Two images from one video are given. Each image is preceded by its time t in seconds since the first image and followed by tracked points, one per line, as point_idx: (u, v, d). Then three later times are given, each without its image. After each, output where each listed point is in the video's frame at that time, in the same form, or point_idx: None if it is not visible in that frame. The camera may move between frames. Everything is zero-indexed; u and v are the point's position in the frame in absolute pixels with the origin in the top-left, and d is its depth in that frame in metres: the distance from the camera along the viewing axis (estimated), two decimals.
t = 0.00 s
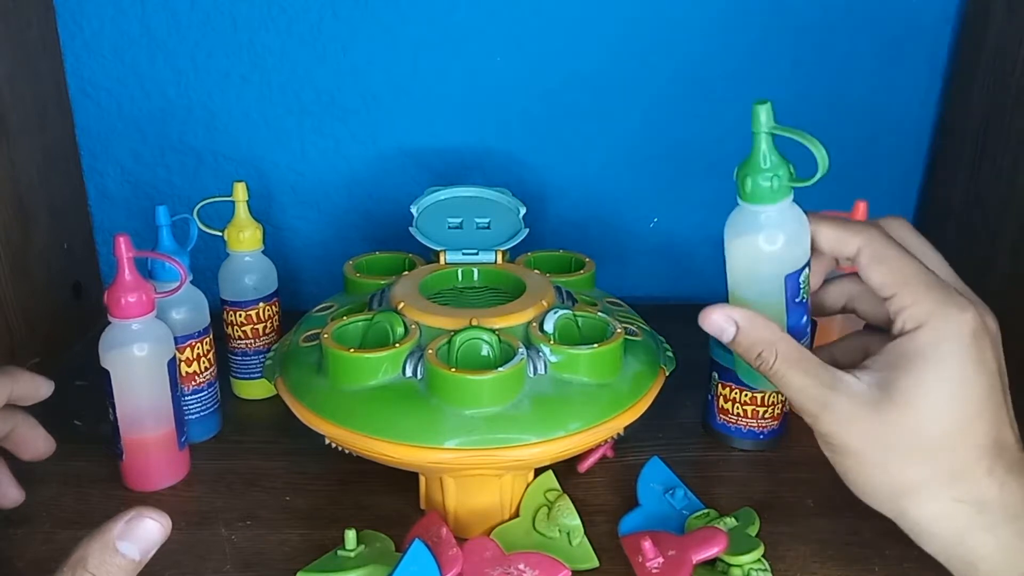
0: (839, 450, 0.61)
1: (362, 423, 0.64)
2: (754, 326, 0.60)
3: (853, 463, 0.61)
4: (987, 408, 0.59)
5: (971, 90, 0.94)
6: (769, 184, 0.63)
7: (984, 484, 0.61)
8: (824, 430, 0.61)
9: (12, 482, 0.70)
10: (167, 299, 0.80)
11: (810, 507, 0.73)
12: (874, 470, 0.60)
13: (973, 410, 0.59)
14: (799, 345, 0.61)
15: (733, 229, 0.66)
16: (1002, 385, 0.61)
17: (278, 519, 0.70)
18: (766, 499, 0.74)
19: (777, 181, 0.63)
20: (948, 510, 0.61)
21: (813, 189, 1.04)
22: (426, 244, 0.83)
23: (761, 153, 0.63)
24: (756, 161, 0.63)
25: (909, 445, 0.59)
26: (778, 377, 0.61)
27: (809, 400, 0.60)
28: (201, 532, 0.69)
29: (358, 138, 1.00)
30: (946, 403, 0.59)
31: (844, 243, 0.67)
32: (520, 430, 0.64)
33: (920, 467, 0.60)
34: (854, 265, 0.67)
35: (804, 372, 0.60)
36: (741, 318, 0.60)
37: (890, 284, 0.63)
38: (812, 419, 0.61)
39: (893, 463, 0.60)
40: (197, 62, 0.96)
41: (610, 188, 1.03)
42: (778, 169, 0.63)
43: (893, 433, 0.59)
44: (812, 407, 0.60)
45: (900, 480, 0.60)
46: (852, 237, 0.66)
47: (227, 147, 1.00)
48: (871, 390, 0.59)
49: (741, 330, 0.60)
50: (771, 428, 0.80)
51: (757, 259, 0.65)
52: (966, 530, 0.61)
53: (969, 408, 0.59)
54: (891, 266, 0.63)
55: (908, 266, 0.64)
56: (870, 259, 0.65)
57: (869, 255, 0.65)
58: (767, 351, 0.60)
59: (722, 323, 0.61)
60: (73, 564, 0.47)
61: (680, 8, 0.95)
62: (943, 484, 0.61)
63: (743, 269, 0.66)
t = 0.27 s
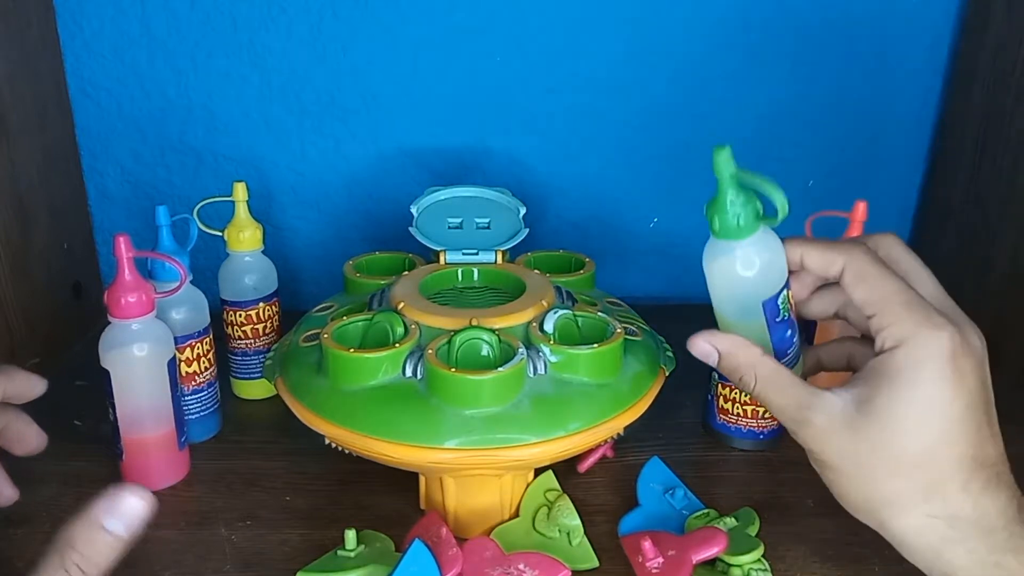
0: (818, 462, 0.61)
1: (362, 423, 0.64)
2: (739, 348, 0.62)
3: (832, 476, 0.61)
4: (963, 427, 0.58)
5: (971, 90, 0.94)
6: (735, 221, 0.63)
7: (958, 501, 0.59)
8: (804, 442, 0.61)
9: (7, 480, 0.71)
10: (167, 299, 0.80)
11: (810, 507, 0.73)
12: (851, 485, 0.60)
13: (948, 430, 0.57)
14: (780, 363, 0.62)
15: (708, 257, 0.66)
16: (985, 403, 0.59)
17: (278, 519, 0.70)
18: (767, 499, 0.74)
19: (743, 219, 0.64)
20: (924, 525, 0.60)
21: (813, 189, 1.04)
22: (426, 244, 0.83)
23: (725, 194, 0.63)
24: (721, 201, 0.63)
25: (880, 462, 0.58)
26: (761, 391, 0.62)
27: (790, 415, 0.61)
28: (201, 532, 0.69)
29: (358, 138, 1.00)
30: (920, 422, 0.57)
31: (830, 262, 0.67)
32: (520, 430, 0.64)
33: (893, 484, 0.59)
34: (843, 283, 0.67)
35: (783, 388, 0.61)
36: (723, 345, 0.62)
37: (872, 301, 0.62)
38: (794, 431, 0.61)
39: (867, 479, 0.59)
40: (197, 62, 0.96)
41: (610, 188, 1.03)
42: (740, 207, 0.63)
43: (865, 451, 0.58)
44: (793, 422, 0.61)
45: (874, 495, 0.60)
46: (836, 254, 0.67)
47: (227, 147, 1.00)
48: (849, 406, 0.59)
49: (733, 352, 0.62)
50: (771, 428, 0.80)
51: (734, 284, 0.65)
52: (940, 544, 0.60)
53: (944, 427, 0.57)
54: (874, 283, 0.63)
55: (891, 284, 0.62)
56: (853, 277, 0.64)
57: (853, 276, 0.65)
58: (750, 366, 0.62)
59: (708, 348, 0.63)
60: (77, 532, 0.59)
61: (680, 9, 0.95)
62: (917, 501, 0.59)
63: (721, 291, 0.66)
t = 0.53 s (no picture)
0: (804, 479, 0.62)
1: (363, 423, 0.64)
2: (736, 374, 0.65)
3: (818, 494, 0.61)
4: (940, 446, 0.56)
5: (971, 91, 0.94)
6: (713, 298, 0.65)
7: (945, 521, 0.57)
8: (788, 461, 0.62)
9: None
10: (167, 299, 0.80)
11: (810, 507, 0.73)
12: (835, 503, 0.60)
13: (923, 450, 0.56)
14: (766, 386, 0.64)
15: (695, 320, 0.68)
16: (969, 422, 0.57)
17: (278, 519, 0.70)
18: (766, 499, 0.74)
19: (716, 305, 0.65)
20: (913, 544, 0.59)
21: (814, 189, 1.04)
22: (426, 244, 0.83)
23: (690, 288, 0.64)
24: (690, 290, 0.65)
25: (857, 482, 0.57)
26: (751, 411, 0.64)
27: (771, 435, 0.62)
28: (201, 532, 0.69)
29: (358, 138, 1.00)
30: (894, 442, 0.56)
31: (824, 279, 0.64)
32: (520, 430, 0.64)
33: (873, 505, 0.58)
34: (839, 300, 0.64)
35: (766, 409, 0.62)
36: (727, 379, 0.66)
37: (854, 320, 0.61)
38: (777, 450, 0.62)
39: (846, 498, 0.59)
40: (197, 62, 0.96)
41: (610, 188, 1.03)
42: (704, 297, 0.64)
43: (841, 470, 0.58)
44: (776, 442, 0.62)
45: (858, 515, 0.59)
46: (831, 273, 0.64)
47: (228, 147, 1.00)
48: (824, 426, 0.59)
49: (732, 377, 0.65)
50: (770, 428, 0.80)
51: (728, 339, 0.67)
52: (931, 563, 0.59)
53: (919, 448, 0.56)
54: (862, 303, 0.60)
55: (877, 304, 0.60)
56: (845, 295, 0.62)
57: (849, 290, 0.62)
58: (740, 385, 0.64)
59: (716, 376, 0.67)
60: None
61: (680, 9, 0.95)
62: (901, 521, 0.58)
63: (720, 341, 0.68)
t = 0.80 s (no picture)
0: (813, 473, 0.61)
1: (363, 423, 0.64)
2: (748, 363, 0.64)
3: (828, 488, 0.60)
4: (958, 442, 0.56)
5: (971, 91, 0.94)
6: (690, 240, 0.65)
7: (956, 515, 0.58)
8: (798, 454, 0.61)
9: None
10: (167, 299, 0.80)
11: (810, 507, 0.73)
12: (847, 496, 0.59)
13: (942, 445, 0.56)
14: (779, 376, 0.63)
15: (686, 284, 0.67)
16: (984, 417, 0.57)
17: (278, 519, 0.70)
18: (766, 499, 0.74)
19: (701, 241, 0.65)
20: (920, 537, 0.59)
21: (814, 189, 1.04)
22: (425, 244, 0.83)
23: (671, 224, 0.64)
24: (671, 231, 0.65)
25: (871, 475, 0.57)
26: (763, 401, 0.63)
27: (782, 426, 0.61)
28: (201, 532, 0.69)
29: (358, 138, 1.00)
30: (914, 436, 0.56)
31: (832, 278, 0.68)
32: (520, 430, 0.64)
33: (887, 497, 0.57)
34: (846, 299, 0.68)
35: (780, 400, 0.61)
36: (733, 356, 0.65)
37: (871, 316, 0.62)
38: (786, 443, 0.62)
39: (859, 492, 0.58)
40: (197, 62, 0.96)
41: (610, 188, 1.03)
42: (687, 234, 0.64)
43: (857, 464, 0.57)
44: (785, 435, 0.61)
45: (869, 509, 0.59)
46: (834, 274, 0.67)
47: (228, 148, 1.00)
48: (843, 418, 0.58)
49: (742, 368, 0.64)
50: (770, 428, 0.80)
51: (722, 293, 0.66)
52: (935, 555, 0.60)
53: (939, 442, 0.56)
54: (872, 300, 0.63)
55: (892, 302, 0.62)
56: (855, 292, 0.65)
57: (853, 288, 0.66)
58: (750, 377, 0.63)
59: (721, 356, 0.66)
60: None
61: (680, 9, 0.95)
62: (912, 514, 0.58)
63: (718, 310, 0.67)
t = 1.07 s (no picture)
0: (819, 484, 0.60)
1: (363, 423, 0.64)
2: (753, 374, 0.62)
3: (834, 496, 0.60)
4: (963, 440, 0.58)
5: (971, 90, 0.94)
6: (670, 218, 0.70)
7: (963, 514, 0.59)
8: (804, 465, 0.60)
9: None
10: (167, 299, 0.80)
11: (810, 507, 0.73)
12: (854, 503, 0.59)
13: (948, 444, 0.57)
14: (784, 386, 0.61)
15: (679, 281, 0.72)
16: (983, 415, 0.59)
17: (278, 519, 0.70)
18: (766, 499, 0.74)
19: (676, 214, 0.70)
20: (928, 541, 0.60)
21: (814, 189, 1.04)
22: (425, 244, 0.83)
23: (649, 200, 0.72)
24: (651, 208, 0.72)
25: (881, 479, 0.58)
26: (761, 416, 0.61)
27: (787, 439, 0.60)
28: (201, 532, 0.69)
29: (358, 138, 1.00)
30: (920, 436, 0.57)
31: (815, 297, 0.70)
32: (520, 430, 0.64)
33: (896, 499, 0.58)
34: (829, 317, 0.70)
35: (785, 413, 0.59)
36: (745, 350, 0.64)
37: (866, 326, 0.64)
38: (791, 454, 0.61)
39: (867, 497, 0.59)
40: (197, 63, 0.96)
41: (610, 188, 1.03)
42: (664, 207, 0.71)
43: (868, 469, 0.58)
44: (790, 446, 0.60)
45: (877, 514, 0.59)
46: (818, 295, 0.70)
47: (228, 148, 1.00)
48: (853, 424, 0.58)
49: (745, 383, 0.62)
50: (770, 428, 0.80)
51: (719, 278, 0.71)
52: (945, 560, 0.60)
53: (945, 441, 0.57)
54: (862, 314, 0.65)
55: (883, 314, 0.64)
56: (841, 309, 0.67)
57: (836, 306, 0.68)
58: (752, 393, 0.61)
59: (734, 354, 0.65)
60: None
61: (680, 9, 0.95)
62: (919, 516, 0.59)
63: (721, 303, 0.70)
